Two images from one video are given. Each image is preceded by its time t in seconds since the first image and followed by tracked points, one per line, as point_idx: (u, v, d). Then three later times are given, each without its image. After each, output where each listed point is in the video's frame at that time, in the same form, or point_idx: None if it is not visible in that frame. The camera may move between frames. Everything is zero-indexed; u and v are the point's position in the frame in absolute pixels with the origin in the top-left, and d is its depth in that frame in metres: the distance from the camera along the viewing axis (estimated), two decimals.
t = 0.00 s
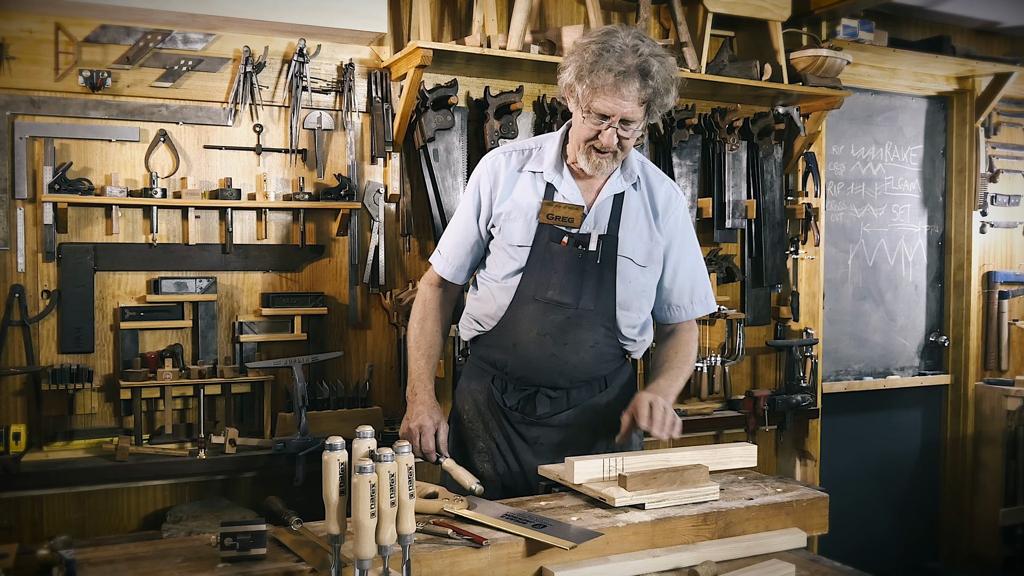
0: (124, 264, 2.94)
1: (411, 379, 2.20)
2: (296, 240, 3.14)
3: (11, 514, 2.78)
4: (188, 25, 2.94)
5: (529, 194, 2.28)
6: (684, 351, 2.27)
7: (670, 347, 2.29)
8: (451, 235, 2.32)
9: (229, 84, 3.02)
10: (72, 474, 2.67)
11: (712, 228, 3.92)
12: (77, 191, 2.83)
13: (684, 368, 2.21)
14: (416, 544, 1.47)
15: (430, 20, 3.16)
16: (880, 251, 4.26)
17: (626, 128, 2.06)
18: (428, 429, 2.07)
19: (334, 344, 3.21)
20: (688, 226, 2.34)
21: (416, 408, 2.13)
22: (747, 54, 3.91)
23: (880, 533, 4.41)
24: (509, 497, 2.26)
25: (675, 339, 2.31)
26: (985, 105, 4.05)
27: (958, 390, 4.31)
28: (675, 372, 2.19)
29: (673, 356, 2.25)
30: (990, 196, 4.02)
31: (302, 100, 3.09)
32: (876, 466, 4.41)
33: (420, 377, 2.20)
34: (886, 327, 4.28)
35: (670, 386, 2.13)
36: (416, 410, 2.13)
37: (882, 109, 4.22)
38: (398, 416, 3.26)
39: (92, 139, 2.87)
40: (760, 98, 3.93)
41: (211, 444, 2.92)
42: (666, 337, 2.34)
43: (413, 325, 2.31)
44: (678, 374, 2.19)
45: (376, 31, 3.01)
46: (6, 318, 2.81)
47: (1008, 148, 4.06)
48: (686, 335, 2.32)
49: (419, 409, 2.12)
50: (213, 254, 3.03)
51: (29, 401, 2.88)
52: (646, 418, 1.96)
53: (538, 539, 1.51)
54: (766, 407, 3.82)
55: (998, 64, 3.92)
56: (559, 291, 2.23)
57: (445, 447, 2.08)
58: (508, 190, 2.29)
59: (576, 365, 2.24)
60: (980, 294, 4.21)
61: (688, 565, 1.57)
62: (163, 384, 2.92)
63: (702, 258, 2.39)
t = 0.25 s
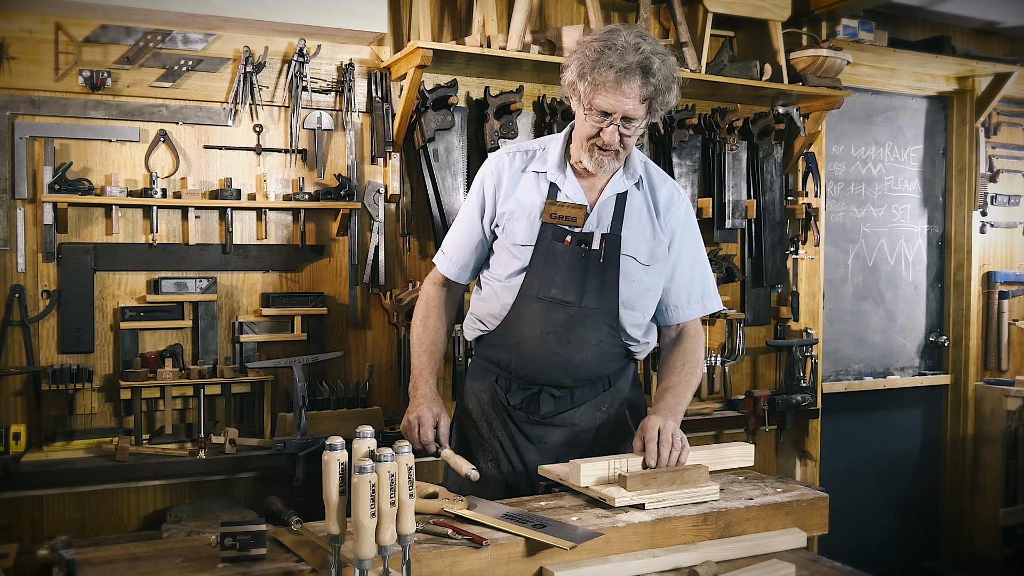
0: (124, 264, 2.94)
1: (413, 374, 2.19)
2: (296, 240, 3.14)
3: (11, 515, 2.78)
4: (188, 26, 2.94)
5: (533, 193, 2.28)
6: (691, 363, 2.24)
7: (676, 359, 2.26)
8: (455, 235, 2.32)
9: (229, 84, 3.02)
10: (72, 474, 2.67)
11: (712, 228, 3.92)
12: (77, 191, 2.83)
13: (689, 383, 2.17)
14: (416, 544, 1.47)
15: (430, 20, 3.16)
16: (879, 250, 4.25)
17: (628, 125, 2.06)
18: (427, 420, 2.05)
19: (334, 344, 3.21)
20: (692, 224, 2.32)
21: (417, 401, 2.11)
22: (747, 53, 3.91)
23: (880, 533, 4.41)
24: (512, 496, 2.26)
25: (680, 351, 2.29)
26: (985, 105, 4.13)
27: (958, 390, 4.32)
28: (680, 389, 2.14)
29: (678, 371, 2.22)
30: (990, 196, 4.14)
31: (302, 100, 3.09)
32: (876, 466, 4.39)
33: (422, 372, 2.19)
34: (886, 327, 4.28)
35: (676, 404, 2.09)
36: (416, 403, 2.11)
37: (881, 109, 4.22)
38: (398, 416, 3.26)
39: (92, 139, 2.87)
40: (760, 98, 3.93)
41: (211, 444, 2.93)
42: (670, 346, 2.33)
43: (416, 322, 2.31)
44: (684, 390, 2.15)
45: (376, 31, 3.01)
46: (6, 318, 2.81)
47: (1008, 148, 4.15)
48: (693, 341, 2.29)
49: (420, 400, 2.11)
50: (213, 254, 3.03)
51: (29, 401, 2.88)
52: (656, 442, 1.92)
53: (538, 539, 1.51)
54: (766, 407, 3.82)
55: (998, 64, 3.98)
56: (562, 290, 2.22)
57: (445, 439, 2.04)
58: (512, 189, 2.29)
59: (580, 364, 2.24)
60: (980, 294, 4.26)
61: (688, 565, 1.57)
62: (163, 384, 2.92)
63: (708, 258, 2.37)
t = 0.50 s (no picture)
0: (124, 264, 2.94)
1: (413, 376, 2.20)
2: (296, 240, 3.14)
3: (11, 515, 2.78)
4: (188, 25, 2.94)
5: (535, 193, 2.28)
6: (691, 360, 2.23)
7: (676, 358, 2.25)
8: (457, 235, 2.33)
9: (229, 84, 3.02)
10: (72, 474, 2.67)
11: (712, 228, 3.92)
12: (77, 191, 2.83)
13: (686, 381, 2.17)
14: (416, 544, 1.47)
15: (430, 20, 3.16)
16: (880, 251, 4.25)
17: (635, 124, 2.05)
18: (422, 424, 2.05)
19: (334, 344, 3.21)
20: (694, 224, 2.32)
21: (415, 404, 2.12)
22: (747, 53, 3.91)
23: (880, 533, 4.39)
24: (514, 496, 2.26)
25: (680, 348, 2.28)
26: (985, 105, 4.17)
27: (958, 390, 4.34)
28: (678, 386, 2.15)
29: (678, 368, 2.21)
30: (991, 196, 4.20)
31: (301, 100, 3.09)
32: (876, 467, 4.38)
33: (421, 375, 2.19)
34: (886, 327, 4.28)
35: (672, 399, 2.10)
36: (414, 406, 2.11)
37: (882, 109, 4.22)
38: (398, 416, 3.26)
39: (92, 139, 2.87)
40: (760, 98, 3.93)
41: (211, 444, 2.93)
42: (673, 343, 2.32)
43: (418, 323, 2.31)
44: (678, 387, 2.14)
45: (376, 31, 3.00)
46: (6, 318, 2.81)
47: (1007, 148, 4.22)
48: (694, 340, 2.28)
49: (418, 404, 2.11)
50: (213, 254, 3.03)
51: (29, 401, 2.88)
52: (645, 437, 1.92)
53: (538, 539, 1.51)
54: (766, 407, 3.82)
55: (998, 64, 4.02)
56: (563, 289, 2.22)
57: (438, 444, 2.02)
58: (514, 190, 2.29)
59: (581, 364, 2.23)
60: (980, 294, 4.29)
61: (688, 565, 1.57)
62: (163, 384, 2.92)
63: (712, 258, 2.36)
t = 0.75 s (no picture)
0: (124, 264, 2.94)
1: (411, 375, 2.20)
2: (296, 240, 3.14)
3: (11, 514, 2.78)
4: (188, 25, 2.94)
5: (535, 193, 2.27)
6: (692, 356, 2.23)
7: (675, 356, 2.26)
8: (458, 232, 2.33)
9: (229, 84, 3.02)
10: (72, 474, 2.67)
11: (712, 228, 3.92)
12: (77, 191, 2.83)
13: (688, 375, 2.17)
14: (416, 544, 1.47)
15: (430, 20, 3.16)
16: (880, 251, 4.25)
17: (643, 128, 2.05)
18: (421, 424, 2.06)
19: (334, 344, 3.21)
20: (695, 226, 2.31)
21: (413, 403, 2.12)
22: (747, 53, 3.91)
23: (880, 533, 4.40)
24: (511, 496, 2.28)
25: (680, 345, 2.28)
26: (985, 105, 4.16)
27: (958, 390, 4.33)
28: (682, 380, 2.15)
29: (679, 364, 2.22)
30: (990, 196, 4.18)
31: (302, 100, 3.09)
32: (876, 467, 4.38)
33: (420, 372, 2.20)
34: (886, 327, 4.28)
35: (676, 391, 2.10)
36: (412, 405, 2.11)
37: (882, 109, 4.22)
38: (398, 416, 3.26)
39: (92, 139, 2.87)
40: (760, 98, 3.93)
41: (212, 444, 2.93)
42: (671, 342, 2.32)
43: (417, 319, 2.32)
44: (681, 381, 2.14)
45: (376, 31, 3.00)
46: (6, 318, 2.81)
47: (1008, 148, 4.20)
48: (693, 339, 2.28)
49: (416, 403, 2.11)
50: (213, 253, 3.03)
51: (29, 401, 2.88)
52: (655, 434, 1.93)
53: (538, 539, 1.51)
54: (766, 407, 3.82)
55: (998, 64, 4.02)
56: (561, 292, 2.22)
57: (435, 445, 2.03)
58: (514, 188, 2.28)
59: (579, 366, 2.24)
60: (980, 294, 4.28)
61: (688, 565, 1.57)
62: (163, 384, 2.92)
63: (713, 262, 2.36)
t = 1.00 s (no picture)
0: (124, 264, 2.94)
1: (407, 370, 2.22)
2: (296, 240, 3.14)
3: (11, 515, 2.78)
4: (188, 26, 2.94)
5: (530, 195, 2.27)
6: (704, 355, 2.22)
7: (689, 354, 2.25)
8: (454, 231, 2.35)
9: (229, 84, 3.02)
10: (72, 474, 2.67)
11: (712, 228, 3.93)
12: (77, 191, 2.83)
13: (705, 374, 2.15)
14: (416, 544, 1.47)
15: (430, 20, 3.16)
16: (880, 251, 4.25)
17: (643, 132, 2.04)
18: (414, 419, 2.08)
19: (334, 344, 3.21)
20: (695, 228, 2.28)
21: (407, 399, 2.13)
22: (747, 53, 3.91)
23: (880, 533, 4.39)
24: (501, 495, 2.29)
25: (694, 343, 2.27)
26: (985, 105, 4.18)
27: (958, 390, 4.33)
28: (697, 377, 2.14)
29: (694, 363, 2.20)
30: (991, 196, 4.23)
31: (301, 100, 3.09)
32: (876, 467, 4.37)
33: (415, 368, 2.22)
34: (886, 327, 4.28)
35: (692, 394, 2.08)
36: (406, 400, 2.13)
37: (881, 109, 4.22)
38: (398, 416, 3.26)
39: (92, 139, 2.87)
40: (760, 98, 3.93)
41: (212, 444, 2.93)
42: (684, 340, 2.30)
43: (413, 315, 2.33)
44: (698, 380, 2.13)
45: (376, 31, 3.00)
46: (6, 318, 2.82)
47: (1007, 148, 4.23)
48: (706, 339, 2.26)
49: (409, 399, 2.12)
50: (213, 253, 3.03)
51: (29, 401, 2.88)
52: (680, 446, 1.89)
53: (538, 539, 1.51)
54: (766, 407, 3.81)
55: (998, 64, 4.02)
56: (553, 297, 2.21)
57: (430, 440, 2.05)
58: (510, 189, 2.29)
59: (570, 369, 2.23)
60: (979, 294, 4.29)
61: (688, 565, 1.57)
62: (163, 384, 2.92)
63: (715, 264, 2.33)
